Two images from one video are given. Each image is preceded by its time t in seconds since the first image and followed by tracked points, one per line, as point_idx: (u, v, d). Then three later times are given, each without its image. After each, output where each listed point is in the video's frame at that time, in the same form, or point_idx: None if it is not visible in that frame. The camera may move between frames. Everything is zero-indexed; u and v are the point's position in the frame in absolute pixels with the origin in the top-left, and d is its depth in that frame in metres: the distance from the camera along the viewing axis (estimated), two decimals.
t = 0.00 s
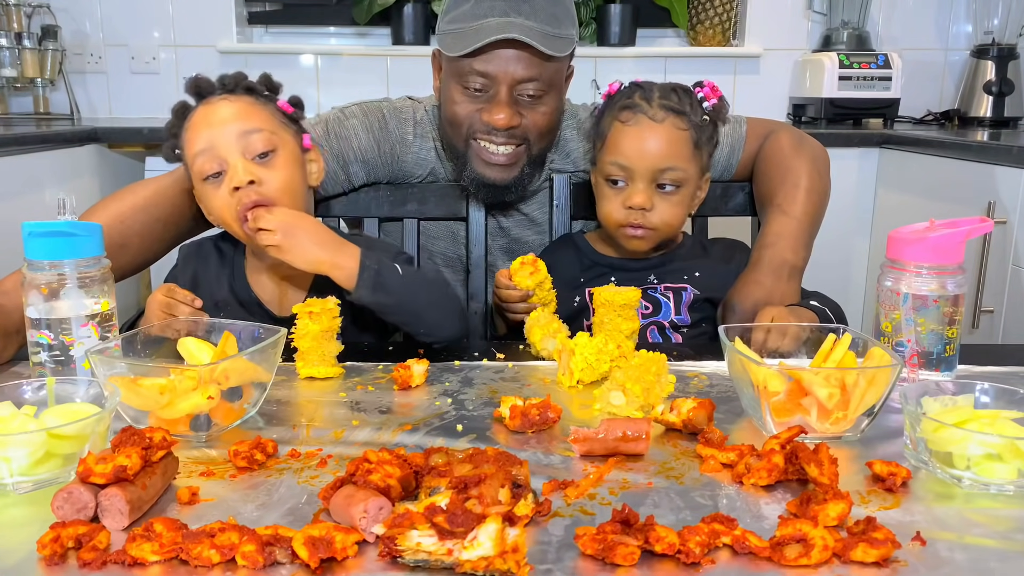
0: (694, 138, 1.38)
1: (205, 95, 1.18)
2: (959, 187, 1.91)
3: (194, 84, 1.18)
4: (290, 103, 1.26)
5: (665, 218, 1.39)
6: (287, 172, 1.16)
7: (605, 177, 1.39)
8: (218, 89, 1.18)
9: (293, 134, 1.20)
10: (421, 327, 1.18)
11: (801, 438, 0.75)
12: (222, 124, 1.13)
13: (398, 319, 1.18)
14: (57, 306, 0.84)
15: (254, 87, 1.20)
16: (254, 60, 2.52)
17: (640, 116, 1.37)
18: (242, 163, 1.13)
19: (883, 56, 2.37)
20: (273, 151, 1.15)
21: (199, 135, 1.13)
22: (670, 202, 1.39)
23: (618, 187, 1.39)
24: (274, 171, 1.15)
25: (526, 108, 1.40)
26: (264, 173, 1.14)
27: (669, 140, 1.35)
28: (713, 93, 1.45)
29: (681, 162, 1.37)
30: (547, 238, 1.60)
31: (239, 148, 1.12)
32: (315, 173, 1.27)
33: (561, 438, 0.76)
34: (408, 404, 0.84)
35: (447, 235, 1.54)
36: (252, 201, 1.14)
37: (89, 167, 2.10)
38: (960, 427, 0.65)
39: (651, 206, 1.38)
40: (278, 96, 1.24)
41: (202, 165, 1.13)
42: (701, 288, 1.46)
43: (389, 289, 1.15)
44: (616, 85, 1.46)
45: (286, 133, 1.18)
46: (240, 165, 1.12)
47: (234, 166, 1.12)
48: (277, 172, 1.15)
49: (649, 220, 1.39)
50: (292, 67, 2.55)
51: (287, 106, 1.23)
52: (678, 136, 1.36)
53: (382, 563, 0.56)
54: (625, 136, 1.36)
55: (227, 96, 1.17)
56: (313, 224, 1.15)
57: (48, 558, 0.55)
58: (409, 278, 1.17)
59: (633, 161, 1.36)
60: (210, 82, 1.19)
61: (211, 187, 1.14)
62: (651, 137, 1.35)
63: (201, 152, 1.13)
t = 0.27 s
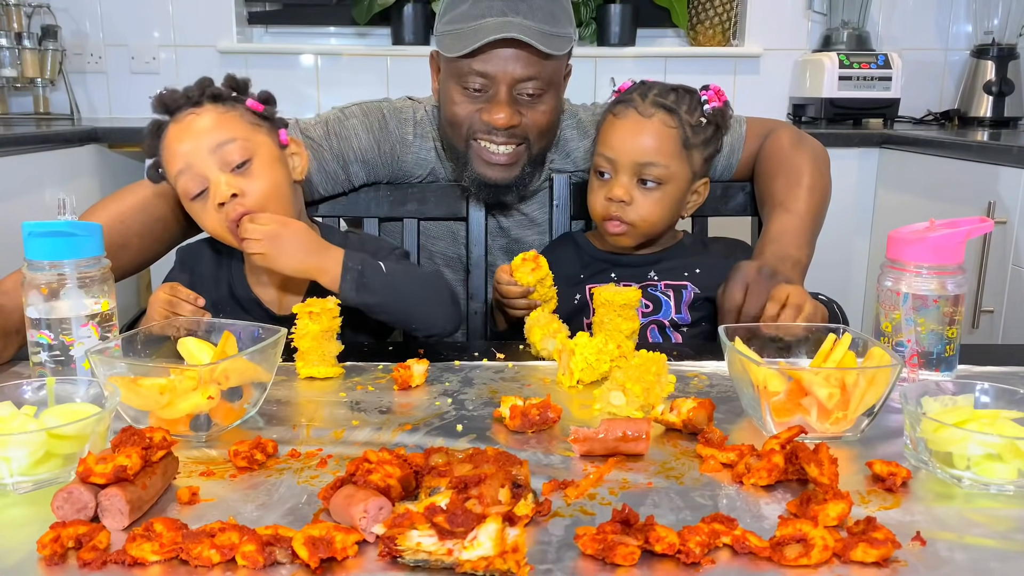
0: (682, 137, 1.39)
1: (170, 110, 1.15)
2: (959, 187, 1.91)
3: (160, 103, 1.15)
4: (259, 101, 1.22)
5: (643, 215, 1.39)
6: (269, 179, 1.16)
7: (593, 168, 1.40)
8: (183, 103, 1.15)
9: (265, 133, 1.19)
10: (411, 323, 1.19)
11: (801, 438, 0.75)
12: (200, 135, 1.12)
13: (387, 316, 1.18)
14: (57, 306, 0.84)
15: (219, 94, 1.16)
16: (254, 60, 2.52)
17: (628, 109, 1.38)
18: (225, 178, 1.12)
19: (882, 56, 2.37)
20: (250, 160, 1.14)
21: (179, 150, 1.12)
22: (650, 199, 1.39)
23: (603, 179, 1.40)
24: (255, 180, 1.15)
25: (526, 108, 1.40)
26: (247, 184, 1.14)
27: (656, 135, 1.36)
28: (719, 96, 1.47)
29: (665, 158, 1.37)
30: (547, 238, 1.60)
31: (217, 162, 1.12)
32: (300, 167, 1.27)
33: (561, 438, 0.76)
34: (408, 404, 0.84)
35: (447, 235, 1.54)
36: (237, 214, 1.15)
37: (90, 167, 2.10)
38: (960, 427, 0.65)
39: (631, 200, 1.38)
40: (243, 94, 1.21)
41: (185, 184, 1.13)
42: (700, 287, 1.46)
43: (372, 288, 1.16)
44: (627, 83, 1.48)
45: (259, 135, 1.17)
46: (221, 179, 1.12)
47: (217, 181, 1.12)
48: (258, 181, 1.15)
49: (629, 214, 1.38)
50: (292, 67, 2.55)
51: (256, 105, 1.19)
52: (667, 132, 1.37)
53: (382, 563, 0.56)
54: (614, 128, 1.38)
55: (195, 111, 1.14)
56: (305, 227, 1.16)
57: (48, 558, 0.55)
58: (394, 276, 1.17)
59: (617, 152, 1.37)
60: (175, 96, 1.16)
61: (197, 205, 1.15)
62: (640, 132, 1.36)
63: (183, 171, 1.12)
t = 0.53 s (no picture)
0: (677, 137, 1.38)
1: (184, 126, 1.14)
2: (959, 187, 1.91)
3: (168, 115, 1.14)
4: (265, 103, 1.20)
5: (633, 212, 1.39)
6: (287, 190, 1.16)
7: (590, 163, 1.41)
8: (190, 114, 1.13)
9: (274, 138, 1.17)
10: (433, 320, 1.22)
11: (801, 438, 0.75)
12: (214, 149, 1.11)
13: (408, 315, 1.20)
14: (57, 306, 0.84)
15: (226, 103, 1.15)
16: (254, 60, 2.52)
17: (626, 108, 1.38)
18: (245, 195, 1.13)
19: (882, 56, 2.37)
20: (267, 173, 1.14)
21: (195, 163, 1.11)
22: (642, 196, 1.39)
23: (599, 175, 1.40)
24: (272, 193, 1.15)
25: (526, 88, 1.40)
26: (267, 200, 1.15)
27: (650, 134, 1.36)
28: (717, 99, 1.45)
29: (657, 159, 1.37)
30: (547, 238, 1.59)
31: (235, 179, 1.12)
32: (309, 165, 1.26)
33: (561, 438, 0.76)
34: (408, 404, 0.84)
35: (447, 235, 1.54)
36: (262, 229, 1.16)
37: (90, 167, 2.10)
38: (960, 427, 0.65)
39: (623, 197, 1.38)
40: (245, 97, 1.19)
41: (204, 203, 1.14)
42: (699, 286, 1.45)
43: (396, 289, 1.17)
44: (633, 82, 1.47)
45: (267, 144, 1.15)
46: (240, 198, 1.13)
47: (238, 199, 1.13)
48: (276, 193, 1.15)
49: (620, 210, 1.38)
50: (292, 67, 2.55)
51: (264, 109, 1.17)
52: (664, 131, 1.37)
53: (382, 562, 0.56)
54: (612, 123, 1.38)
55: (202, 124, 1.13)
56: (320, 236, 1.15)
57: (48, 557, 0.55)
58: (413, 275, 1.20)
59: (612, 149, 1.37)
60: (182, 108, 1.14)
61: (220, 221, 1.16)
62: (634, 130, 1.36)
63: (201, 189, 1.12)
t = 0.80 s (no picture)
0: (683, 139, 1.38)
1: (218, 110, 1.17)
2: (959, 187, 1.91)
3: (208, 98, 1.17)
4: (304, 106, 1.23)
5: (640, 214, 1.38)
6: (309, 199, 1.19)
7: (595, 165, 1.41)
8: (230, 106, 1.16)
9: (305, 141, 1.21)
10: (445, 323, 1.24)
11: (801, 438, 0.75)
12: (245, 146, 1.14)
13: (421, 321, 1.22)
14: (57, 306, 0.84)
15: (266, 102, 1.18)
16: (254, 60, 2.52)
17: (632, 108, 1.39)
18: (269, 197, 1.16)
19: (882, 56, 2.37)
20: (294, 180, 1.17)
21: (222, 156, 1.14)
22: (648, 198, 1.38)
23: (604, 176, 1.39)
24: (295, 199, 1.18)
25: (521, 77, 1.40)
26: (288, 203, 1.17)
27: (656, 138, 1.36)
28: (719, 99, 1.45)
29: (664, 160, 1.37)
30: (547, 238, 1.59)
31: (261, 179, 1.15)
32: (332, 166, 1.27)
33: (562, 439, 0.76)
34: (408, 404, 0.84)
35: (446, 235, 1.54)
36: (276, 229, 1.18)
37: (89, 167, 2.11)
38: (960, 427, 0.65)
39: (630, 198, 1.37)
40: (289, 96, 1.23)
41: (226, 193, 1.16)
42: (698, 286, 1.45)
43: (408, 297, 1.19)
44: (631, 82, 1.47)
45: (299, 146, 1.19)
46: (264, 199, 1.16)
47: (261, 199, 1.16)
48: (298, 199, 1.18)
49: (627, 212, 1.38)
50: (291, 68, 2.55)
51: (302, 113, 1.21)
52: (670, 133, 1.37)
53: (382, 562, 0.56)
54: (616, 125, 1.38)
55: (239, 118, 1.16)
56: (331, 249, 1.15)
57: (48, 557, 0.55)
58: (425, 280, 1.21)
59: (617, 152, 1.36)
60: (223, 97, 1.17)
61: (238, 214, 1.18)
62: (640, 132, 1.36)
63: (226, 181, 1.15)
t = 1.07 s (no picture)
0: (686, 138, 1.38)
1: (256, 98, 1.18)
2: (959, 187, 1.91)
3: (252, 82, 1.18)
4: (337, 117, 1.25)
5: (644, 214, 1.38)
6: (315, 206, 1.20)
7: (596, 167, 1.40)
8: (269, 99, 1.18)
9: (328, 152, 1.22)
10: (433, 332, 1.25)
11: (801, 438, 0.75)
12: (265, 140, 1.16)
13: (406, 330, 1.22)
14: (57, 306, 0.84)
15: (306, 104, 1.20)
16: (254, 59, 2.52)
17: (634, 109, 1.38)
18: (278, 194, 1.17)
19: (883, 56, 2.37)
20: (308, 185, 1.18)
21: (243, 145, 1.16)
22: (651, 199, 1.38)
23: (606, 178, 1.39)
24: (303, 203, 1.19)
25: (517, 75, 1.40)
26: (295, 204, 1.18)
27: (658, 137, 1.36)
28: (721, 100, 1.46)
29: (667, 160, 1.37)
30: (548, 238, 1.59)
31: (276, 176, 1.16)
32: (344, 181, 1.31)
33: (562, 439, 0.76)
34: (408, 404, 0.84)
35: (446, 235, 1.54)
36: (275, 225, 1.19)
37: (89, 167, 2.10)
38: (960, 427, 0.65)
39: (634, 199, 1.37)
40: (331, 103, 1.24)
41: (235, 177, 1.17)
42: (698, 287, 1.46)
43: (398, 307, 1.19)
44: (630, 82, 1.47)
45: (322, 158, 1.20)
46: (272, 194, 1.16)
47: (269, 194, 1.16)
48: (305, 204, 1.19)
49: (631, 213, 1.38)
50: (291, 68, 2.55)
51: (334, 124, 1.23)
52: (671, 131, 1.37)
53: (382, 562, 0.56)
54: (618, 127, 1.37)
55: (275, 113, 1.17)
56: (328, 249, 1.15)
57: (48, 557, 0.55)
58: (413, 291, 1.22)
59: (620, 153, 1.36)
60: (267, 87, 1.19)
61: (240, 198, 1.18)
62: (642, 133, 1.36)
63: (240, 166, 1.16)
